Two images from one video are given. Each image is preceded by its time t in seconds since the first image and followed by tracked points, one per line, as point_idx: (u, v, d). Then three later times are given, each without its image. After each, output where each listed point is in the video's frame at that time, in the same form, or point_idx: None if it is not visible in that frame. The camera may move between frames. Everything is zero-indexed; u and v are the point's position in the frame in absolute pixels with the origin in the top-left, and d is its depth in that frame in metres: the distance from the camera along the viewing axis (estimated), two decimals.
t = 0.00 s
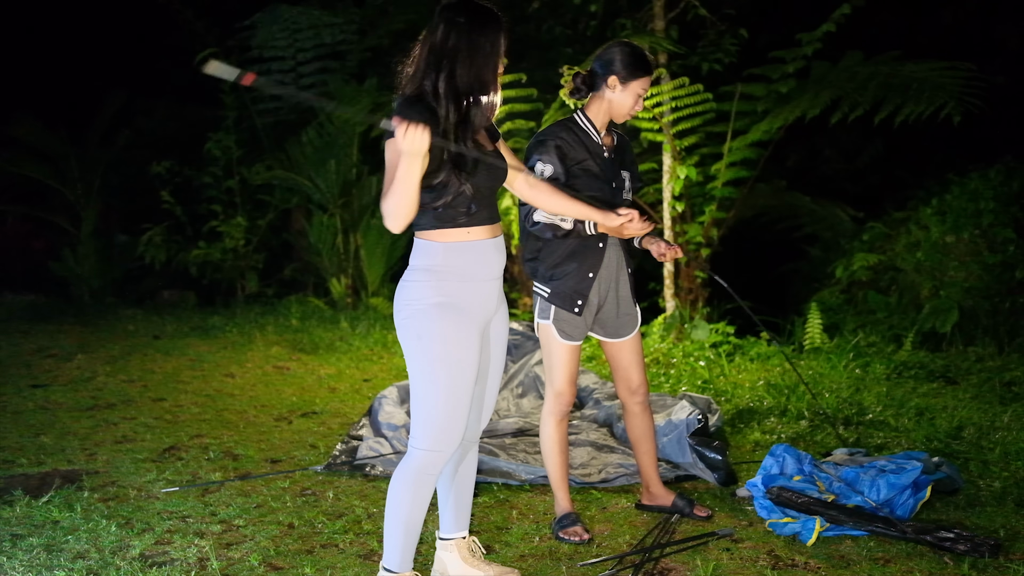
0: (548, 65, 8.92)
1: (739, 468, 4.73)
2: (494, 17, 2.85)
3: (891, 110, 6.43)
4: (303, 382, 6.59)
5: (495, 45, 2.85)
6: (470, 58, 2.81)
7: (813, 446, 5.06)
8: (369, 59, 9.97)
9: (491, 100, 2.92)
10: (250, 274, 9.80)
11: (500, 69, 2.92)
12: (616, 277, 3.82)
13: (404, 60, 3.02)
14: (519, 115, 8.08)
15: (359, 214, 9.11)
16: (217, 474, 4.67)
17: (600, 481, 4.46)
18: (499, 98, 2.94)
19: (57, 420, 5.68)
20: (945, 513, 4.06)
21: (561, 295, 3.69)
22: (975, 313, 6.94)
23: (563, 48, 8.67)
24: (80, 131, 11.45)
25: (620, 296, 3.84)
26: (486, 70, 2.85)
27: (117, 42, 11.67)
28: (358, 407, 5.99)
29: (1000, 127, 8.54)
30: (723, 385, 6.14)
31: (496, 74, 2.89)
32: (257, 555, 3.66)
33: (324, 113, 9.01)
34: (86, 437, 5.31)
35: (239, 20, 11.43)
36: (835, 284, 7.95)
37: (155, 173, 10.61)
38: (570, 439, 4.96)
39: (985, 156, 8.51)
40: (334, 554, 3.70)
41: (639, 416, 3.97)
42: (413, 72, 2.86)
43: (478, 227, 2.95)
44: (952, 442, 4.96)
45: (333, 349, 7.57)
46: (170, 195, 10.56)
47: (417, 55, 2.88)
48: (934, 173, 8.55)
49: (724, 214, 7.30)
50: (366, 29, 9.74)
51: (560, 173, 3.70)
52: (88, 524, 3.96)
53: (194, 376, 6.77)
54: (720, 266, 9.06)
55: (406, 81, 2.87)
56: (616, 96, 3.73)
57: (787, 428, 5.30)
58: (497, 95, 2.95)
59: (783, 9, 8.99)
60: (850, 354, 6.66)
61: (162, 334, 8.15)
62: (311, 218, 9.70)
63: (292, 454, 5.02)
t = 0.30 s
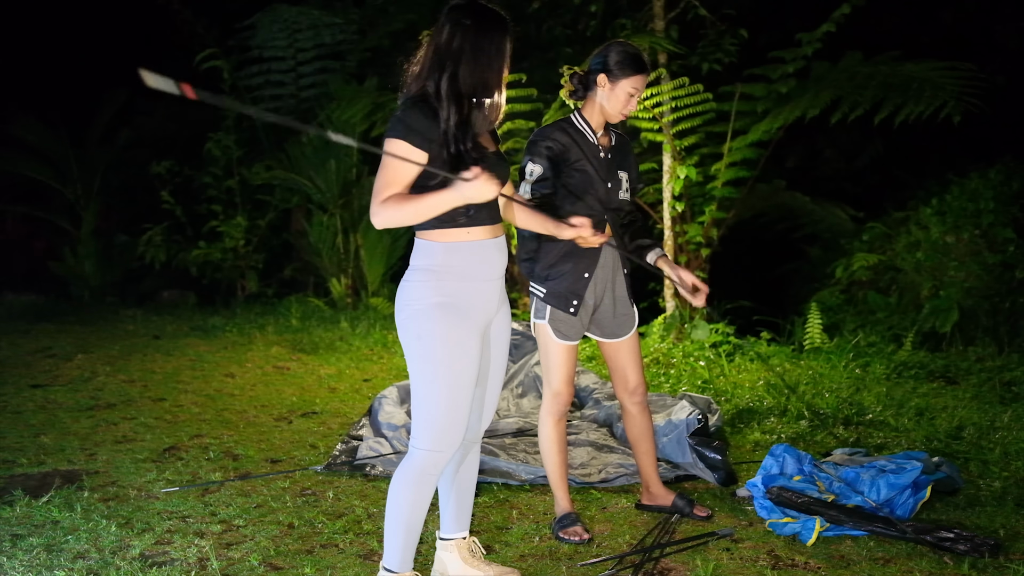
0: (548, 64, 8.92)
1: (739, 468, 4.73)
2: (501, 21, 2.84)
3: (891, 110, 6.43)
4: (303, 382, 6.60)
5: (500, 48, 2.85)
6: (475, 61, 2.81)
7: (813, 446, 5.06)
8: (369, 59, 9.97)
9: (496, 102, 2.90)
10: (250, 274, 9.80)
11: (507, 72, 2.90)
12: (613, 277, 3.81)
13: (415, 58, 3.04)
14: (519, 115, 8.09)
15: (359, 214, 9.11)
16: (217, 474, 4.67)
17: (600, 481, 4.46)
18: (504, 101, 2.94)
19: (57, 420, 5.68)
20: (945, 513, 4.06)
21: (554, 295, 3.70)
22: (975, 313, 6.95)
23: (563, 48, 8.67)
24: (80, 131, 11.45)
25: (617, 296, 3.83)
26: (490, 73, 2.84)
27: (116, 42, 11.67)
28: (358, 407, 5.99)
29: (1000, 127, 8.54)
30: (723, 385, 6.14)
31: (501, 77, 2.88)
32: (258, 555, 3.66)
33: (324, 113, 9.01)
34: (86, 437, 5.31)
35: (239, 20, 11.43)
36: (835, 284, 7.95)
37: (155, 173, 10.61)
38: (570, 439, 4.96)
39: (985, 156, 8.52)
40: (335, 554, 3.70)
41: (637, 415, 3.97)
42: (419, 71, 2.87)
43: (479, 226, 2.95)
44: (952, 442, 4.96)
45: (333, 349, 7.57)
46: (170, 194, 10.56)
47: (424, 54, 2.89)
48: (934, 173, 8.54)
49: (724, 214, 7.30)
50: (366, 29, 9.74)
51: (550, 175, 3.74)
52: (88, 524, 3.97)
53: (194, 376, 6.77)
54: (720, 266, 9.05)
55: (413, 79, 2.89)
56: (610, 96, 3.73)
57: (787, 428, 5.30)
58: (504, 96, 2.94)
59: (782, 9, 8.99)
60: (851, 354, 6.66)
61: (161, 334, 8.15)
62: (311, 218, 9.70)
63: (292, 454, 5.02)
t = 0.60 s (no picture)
0: (548, 64, 8.92)
1: (740, 468, 4.73)
2: (506, 22, 2.85)
3: (891, 111, 6.43)
4: (303, 382, 6.60)
5: (507, 49, 2.85)
6: (484, 60, 2.82)
7: (813, 446, 5.06)
8: (369, 59, 9.97)
9: (502, 102, 2.92)
10: (250, 274, 9.80)
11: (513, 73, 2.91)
12: (611, 278, 3.81)
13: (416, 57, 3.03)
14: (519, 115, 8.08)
15: (359, 214, 9.12)
16: (217, 474, 4.67)
17: (600, 481, 4.46)
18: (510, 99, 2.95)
19: (57, 420, 5.68)
20: (945, 513, 4.07)
21: (552, 295, 3.70)
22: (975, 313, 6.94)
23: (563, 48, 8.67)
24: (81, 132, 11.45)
25: (615, 297, 3.83)
26: (497, 74, 2.85)
27: (116, 42, 11.67)
28: (358, 407, 5.99)
29: (1000, 127, 8.54)
30: (723, 385, 6.14)
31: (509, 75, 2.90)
32: (258, 555, 3.66)
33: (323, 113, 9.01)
34: (86, 437, 5.31)
35: (239, 20, 11.43)
36: (835, 284, 7.95)
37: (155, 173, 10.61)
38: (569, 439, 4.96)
39: (985, 156, 8.52)
40: (335, 554, 3.70)
41: (636, 415, 3.97)
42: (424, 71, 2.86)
43: (482, 227, 2.95)
44: (952, 442, 4.96)
45: (333, 349, 7.57)
46: (170, 194, 10.56)
47: (429, 55, 2.88)
48: (934, 173, 8.55)
49: (724, 214, 7.30)
50: (366, 29, 9.74)
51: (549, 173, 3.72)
52: (88, 524, 3.96)
53: (194, 376, 6.77)
54: (720, 266, 9.05)
55: (417, 79, 2.88)
56: (612, 97, 3.72)
57: (787, 428, 5.30)
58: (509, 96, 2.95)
59: (782, 9, 9.00)
60: (850, 354, 6.66)
61: (161, 334, 8.14)
62: (311, 218, 9.70)
63: (292, 454, 5.02)
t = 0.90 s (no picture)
0: (548, 64, 8.92)
1: (740, 468, 4.73)
2: (509, 24, 2.87)
3: (891, 111, 6.43)
4: (303, 382, 6.60)
5: (509, 51, 2.87)
6: (486, 61, 2.83)
7: (813, 446, 5.06)
8: (369, 59, 9.97)
9: (503, 104, 2.92)
10: (250, 274, 9.80)
11: (516, 76, 2.92)
12: (612, 277, 3.82)
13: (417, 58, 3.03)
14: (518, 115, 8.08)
15: (359, 214, 9.12)
16: (217, 474, 4.67)
17: (600, 481, 4.46)
18: (514, 100, 2.95)
19: (57, 420, 5.68)
20: (945, 513, 4.06)
21: (553, 295, 3.70)
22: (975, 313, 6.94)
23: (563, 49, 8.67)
24: (80, 131, 11.45)
25: (615, 296, 3.84)
26: (499, 77, 2.86)
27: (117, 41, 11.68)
28: (358, 407, 5.99)
29: (1000, 127, 8.54)
30: (723, 385, 6.14)
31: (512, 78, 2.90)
32: (258, 555, 3.66)
33: (323, 113, 9.02)
34: (87, 437, 5.31)
35: (239, 20, 11.43)
36: (835, 284, 7.95)
37: (155, 173, 10.60)
38: (569, 439, 4.96)
39: (985, 157, 8.52)
40: (335, 554, 3.70)
41: (636, 415, 3.97)
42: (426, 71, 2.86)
43: (483, 226, 2.96)
44: (952, 442, 4.96)
45: (333, 349, 7.57)
46: (170, 194, 10.56)
47: (431, 54, 2.88)
48: (934, 173, 8.54)
49: (724, 214, 7.30)
50: (366, 29, 9.74)
51: (561, 176, 3.71)
52: (87, 524, 3.97)
53: (194, 376, 6.77)
54: (720, 266, 9.05)
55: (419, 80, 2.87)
56: (616, 98, 3.73)
57: (787, 429, 5.30)
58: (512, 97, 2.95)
59: (782, 9, 8.99)
60: (850, 354, 6.66)
61: (161, 334, 8.14)
62: (311, 218, 9.70)
63: (292, 454, 5.02)
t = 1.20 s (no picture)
0: (548, 64, 8.92)
1: (740, 468, 4.73)
2: (510, 23, 2.85)
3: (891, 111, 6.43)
4: (303, 382, 6.59)
5: (510, 52, 2.86)
6: (487, 58, 2.82)
7: (813, 446, 5.06)
8: (369, 59, 9.96)
9: (505, 104, 2.92)
10: (250, 274, 9.80)
11: (518, 76, 2.92)
12: (612, 278, 3.81)
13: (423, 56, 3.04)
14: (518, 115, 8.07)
15: (359, 214, 9.12)
16: (217, 474, 4.67)
17: (600, 481, 4.46)
18: (516, 100, 2.95)
19: (57, 420, 5.68)
20: (945, 513, 4.06)
21: (553, 295, 3.70)
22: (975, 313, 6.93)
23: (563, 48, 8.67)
24: (80, 131, 11.46)
25: (615, 296, 3.83)
26: (500, 77, 2.86)
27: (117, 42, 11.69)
28: (358, 407, 5.99)
29: (1000, 127, 8.54)
30: (723, 385, 6.14)
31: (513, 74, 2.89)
32: (258, 555, 3.65)
33: (323, 113, 9.02)
34: (87, 437, 5.31)
35: (239, 20, 11.43)
36: (835, 284, 7.95)
37: (155, 173, 10.61)
38: (569, 439, 4.96)
39: (985, 157, 8.51)
40: (334, 554, 3.70)
41: (636, 415, 3.97)
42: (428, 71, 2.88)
43: (483, 226, 2.96)
44: (952, 442, 4.96)
45: (333, 349, 7.57)
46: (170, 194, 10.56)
47: (433, 55, 2.89)
48: (933, 173, 8.54)
49: (723, 215, 7.31)
50: (366, 29, 9.74)
51: (558, 176, 3.71)
52: (87, 524, 3.96)
53: (194, 376, 6.77)
54: (720, 266, 9.05)
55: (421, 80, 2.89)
56: (617, 99, 3.73)
57: (787, 428, 5.29)
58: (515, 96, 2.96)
59: (782, 9, 8.99)
60: (851, 354, 6.66)
61: (161, 334, 8.14)
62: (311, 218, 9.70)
63: (292, 454, 5.02)
